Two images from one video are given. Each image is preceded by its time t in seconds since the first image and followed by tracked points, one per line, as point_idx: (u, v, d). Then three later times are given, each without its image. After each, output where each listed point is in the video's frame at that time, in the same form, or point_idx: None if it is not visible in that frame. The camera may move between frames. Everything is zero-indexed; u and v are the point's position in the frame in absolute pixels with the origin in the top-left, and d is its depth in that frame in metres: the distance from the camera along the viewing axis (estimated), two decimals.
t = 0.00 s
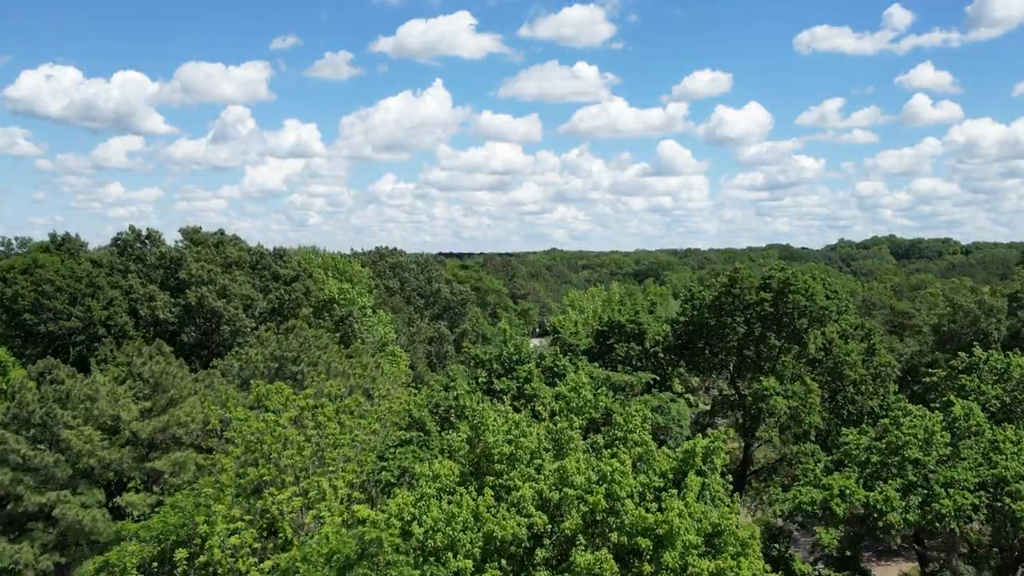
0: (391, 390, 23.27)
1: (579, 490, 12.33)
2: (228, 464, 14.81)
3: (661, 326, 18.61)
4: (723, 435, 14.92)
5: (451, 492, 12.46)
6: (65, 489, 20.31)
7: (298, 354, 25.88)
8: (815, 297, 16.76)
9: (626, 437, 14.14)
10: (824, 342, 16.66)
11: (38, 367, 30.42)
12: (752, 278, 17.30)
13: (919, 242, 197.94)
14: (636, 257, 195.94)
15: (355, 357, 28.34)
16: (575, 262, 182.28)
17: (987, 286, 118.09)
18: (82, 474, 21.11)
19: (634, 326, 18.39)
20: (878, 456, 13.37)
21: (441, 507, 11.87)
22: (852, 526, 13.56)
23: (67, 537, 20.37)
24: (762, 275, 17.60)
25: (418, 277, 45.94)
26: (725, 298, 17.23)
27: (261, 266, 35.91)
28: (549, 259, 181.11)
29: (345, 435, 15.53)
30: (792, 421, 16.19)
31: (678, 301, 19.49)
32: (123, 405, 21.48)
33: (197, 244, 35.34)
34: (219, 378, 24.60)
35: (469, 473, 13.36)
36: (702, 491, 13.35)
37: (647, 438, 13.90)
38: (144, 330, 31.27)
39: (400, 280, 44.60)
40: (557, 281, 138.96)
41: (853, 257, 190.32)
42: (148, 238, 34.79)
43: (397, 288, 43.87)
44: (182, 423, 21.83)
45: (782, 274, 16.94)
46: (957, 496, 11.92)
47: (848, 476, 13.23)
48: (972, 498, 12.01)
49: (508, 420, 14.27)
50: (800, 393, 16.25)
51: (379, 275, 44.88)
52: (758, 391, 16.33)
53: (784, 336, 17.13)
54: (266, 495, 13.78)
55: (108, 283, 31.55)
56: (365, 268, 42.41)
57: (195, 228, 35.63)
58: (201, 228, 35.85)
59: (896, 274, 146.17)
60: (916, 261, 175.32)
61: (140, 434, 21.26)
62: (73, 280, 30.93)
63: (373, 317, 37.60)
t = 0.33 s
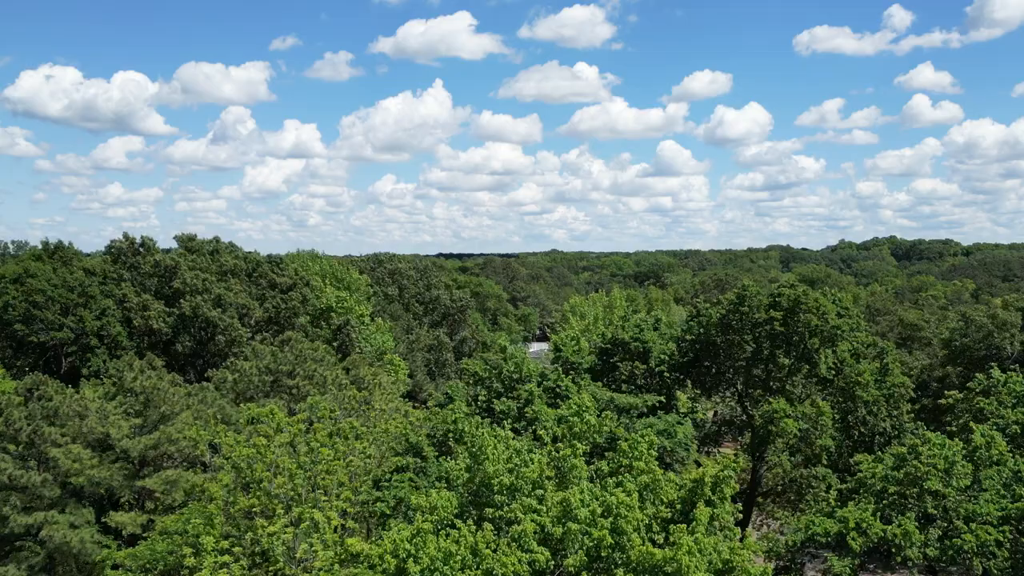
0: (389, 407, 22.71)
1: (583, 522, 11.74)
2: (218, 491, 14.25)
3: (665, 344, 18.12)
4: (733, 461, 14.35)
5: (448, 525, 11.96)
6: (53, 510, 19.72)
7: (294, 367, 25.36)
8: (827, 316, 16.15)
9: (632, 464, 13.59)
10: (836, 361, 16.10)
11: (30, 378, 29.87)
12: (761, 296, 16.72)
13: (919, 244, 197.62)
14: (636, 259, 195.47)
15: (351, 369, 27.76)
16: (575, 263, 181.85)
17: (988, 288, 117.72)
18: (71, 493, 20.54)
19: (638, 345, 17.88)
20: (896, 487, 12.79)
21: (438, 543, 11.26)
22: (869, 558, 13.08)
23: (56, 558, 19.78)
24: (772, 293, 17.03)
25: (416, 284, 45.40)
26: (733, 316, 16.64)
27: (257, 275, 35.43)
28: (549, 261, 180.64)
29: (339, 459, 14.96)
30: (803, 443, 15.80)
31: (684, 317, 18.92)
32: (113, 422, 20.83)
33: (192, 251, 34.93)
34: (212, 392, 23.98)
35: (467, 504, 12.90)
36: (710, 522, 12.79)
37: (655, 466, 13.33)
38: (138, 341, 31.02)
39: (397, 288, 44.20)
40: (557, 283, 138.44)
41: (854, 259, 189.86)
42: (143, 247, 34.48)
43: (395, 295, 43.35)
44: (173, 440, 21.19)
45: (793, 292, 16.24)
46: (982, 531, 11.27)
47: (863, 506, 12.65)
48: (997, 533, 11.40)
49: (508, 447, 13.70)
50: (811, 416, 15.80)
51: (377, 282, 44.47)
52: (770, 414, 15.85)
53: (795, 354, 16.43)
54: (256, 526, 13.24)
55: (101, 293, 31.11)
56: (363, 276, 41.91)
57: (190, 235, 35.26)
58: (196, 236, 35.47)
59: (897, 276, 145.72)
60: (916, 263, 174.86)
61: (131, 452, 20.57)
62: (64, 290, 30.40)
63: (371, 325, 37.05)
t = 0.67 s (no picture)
0: (386, 428, 22.20)
1: (586, 560, 11.11)
2: (207, 522, 13.71)
3: (671, 365, 17.68)
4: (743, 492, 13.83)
5: (447, 564, 11.41)
6: (40, 532, 19.15)
7: (289, 382, 24.83)
8: (839, 338, 15.51)
9: (638, 497, 13.04)
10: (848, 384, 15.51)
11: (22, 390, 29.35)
12: (770, 317, 16.17)
13: (920, 245, 197.46)
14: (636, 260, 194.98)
15: (348, 383, 27.24)
16: (574, 264, 181.62)
17: (990, 290, 117.42)
18: (59, 513, 19.98)
19: (643, 365, 17.45)
20: (915, 522, 12.24)
21: None
22: None
23: None
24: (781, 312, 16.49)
25: (414, 291, 44.92)
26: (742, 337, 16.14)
27: (253, 284, 34.98)
28: (548, 262, 180.26)
29: (334, 487, 14.45)
30: (812, 468, 15.46)
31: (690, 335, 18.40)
32: (102, 441, 20.27)
33: (186, 261, 34.59)
34: (205, 408, 23.42)
35: (467, 538, 12.41)
36: (720, 559, 12.21)
37: (663, 499, 12.79)
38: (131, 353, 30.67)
39: (396, 296, 43.82)
40: (557, 285, 137.91)
41: (854, 260, 189.36)
42: (137, 256, 34.13)
43: (393, 303, 42.89)
44: (164, 459, 20.60)
45: (803, 313, 15.67)
46: (1011, 570, 10.58)
47: (880, 543, 12.03)
48: None
49: (508, 477, 13.15)
50: (823, 441, 15.33)
51: (376, 290, 44.05)
52: (779, 439, 15.48)
53: (805, 377, 15.83)
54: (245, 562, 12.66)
55: (94, 303, 30.67)
56: (361, 283, 41.43)
57: (184, 244, 35.17)
58: (190, 245, 35.36)
59: (899, 278, 145.12)
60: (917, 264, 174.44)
61: (120, 472, 20.01)
62: (56, 301, 29.92)
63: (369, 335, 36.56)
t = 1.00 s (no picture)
0: (385, 448, 21.70)
1: None
2: (195, 557, 13.15)
3: (680, 386, 17.75)
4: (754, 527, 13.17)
5: None
6: (26, 557, 18.53)
7: (284, 398, 24.28)
8: (853, 362, 15.89)
9: (645, 532, 12.43)
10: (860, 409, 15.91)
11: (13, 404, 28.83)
12: (782, 340, 16.67)
13: (920, 245, 197.32)
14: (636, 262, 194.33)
15: (345, 398, 26.65)
16: (574, 266, 180.81)
17: (993, 292, 116.95)
18: (46, 536, 19.36)
19: (648, 388, 17.25)
20: (936, 561, 11.62)
21: None
22: None
23: None
24: (794, 336, 16.97)
25: (414, 299, 44.51)
26: (753, 361, 16.61)
27: (249, 293, 34.43)
28: (548, 264, 179.55)
29: (327, 518, 13.89)
30: (824, 498, 15.01)
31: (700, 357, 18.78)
32: (91, 461, 19.70)
33: (181, 270, 34.13)
34: (198, 426, 22.89)
35: None
36: None
37: (670, 535, 12.15)
38: (124, 365, 30.18)
39: (395, 304, 43.33)
40: (557, 287, 137.23)
41: (856, 262, 188.73)
42: (131, 266, 33.57)
43: (392, 311, 42.47)
44: (156, 479, 20.02)
45: (815, 336, 16.16)
46: None
47: None
48: None
49: (508, 512, 12.58)
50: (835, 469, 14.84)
51: (374, 298, 43.58)
52: (791, 468, 14.85)
53: (816, 402, 16.19)
54: None
55: (87, 315, 30.21)
56: (359, 292, 40.95)
57: (180, 253, 34.75)
58: (185, 255, 34.93)
59: (900, 281, 144.54)
60: (918, 266, 174.03)
61: (109, 493, 19.42)
62: (48, 312, 29.43)
63: (367, 344, 36.14)
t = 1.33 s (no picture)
0: (379, 477, 21.22)
1: None
2: None
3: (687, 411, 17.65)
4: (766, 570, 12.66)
5: None
6: None
7: (279, 414, 23.67)
8: (868, 389, 16.42)
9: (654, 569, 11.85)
10: (873, 435, 16.55)
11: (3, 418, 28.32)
12: (794, 366, 17.33)
13: (921, 245, 197.06)
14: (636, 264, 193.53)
15: (342, 414, 26.03)
16: (574, 267, 180.01)
17: (996, 293, 116.32)
18: (33, 560, 18.75)
19: (656, 415, 16.77)
20: None
21: None
22: None
23: None
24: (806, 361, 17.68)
25: (413, 307, 43.91)
26: (765, 386, 17.44)
27: (245, 303, 33.85)
28: (549, 265, 178.83)
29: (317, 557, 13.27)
30: (840, 529, 14.55)
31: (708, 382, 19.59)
32: (78, 483, 19.07)
33: (176, 281, 33.56)
34: (190, 444, 22.29)
35: None
36: None
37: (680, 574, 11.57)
38: (117, 378, 29.60)
39: (394, 313, 42.83)
40: (557, 289, 136.44)
41: (857, 262, 188.11)
42: (124, 276, 32.92)
43: (390, 320, 41.93)
44: (145, 501, 19.40)
45: (830, 361, 16.68)
46: None
47: None
48: None
49: (510, 548, 12.03)
50: (848, 500, 14.56)
51: (373, 306, 43.09)
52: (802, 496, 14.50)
53: (829, 427, 16.72)
54: None
55: (79, 326, 29.73)
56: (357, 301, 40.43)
57: (174, 264, 34.22)
58: (180, 266, 34.36)
59: (902, 282, 143.79)
60: (920, 267, 173.53)
61: (97, 516, 18.77)
62: (39, 325, 28.95)
63: (364, 354, 35.53)
